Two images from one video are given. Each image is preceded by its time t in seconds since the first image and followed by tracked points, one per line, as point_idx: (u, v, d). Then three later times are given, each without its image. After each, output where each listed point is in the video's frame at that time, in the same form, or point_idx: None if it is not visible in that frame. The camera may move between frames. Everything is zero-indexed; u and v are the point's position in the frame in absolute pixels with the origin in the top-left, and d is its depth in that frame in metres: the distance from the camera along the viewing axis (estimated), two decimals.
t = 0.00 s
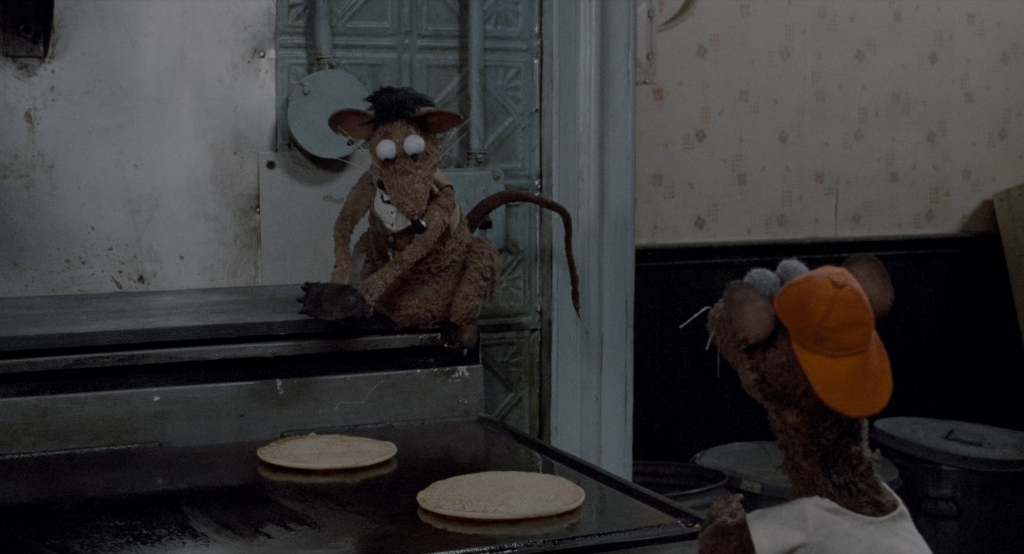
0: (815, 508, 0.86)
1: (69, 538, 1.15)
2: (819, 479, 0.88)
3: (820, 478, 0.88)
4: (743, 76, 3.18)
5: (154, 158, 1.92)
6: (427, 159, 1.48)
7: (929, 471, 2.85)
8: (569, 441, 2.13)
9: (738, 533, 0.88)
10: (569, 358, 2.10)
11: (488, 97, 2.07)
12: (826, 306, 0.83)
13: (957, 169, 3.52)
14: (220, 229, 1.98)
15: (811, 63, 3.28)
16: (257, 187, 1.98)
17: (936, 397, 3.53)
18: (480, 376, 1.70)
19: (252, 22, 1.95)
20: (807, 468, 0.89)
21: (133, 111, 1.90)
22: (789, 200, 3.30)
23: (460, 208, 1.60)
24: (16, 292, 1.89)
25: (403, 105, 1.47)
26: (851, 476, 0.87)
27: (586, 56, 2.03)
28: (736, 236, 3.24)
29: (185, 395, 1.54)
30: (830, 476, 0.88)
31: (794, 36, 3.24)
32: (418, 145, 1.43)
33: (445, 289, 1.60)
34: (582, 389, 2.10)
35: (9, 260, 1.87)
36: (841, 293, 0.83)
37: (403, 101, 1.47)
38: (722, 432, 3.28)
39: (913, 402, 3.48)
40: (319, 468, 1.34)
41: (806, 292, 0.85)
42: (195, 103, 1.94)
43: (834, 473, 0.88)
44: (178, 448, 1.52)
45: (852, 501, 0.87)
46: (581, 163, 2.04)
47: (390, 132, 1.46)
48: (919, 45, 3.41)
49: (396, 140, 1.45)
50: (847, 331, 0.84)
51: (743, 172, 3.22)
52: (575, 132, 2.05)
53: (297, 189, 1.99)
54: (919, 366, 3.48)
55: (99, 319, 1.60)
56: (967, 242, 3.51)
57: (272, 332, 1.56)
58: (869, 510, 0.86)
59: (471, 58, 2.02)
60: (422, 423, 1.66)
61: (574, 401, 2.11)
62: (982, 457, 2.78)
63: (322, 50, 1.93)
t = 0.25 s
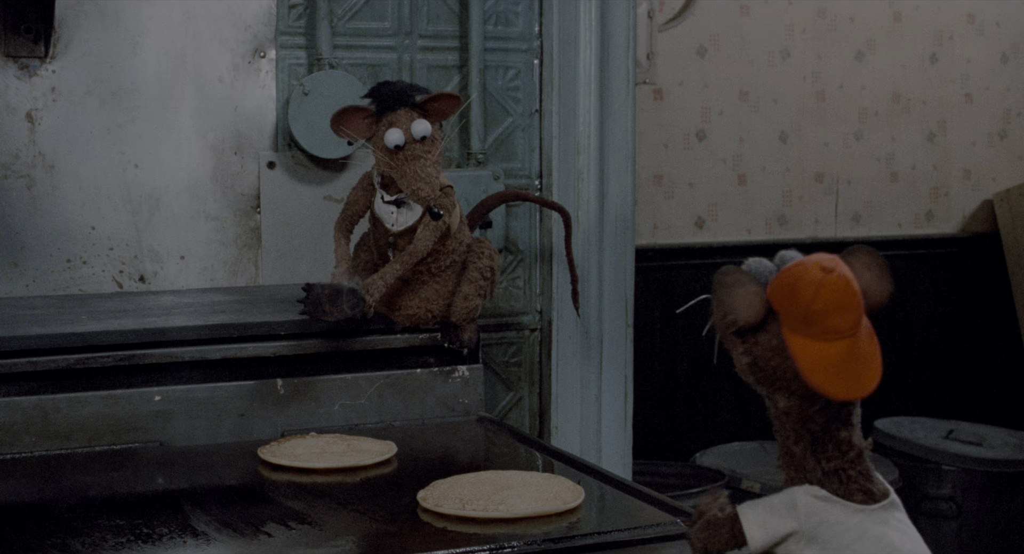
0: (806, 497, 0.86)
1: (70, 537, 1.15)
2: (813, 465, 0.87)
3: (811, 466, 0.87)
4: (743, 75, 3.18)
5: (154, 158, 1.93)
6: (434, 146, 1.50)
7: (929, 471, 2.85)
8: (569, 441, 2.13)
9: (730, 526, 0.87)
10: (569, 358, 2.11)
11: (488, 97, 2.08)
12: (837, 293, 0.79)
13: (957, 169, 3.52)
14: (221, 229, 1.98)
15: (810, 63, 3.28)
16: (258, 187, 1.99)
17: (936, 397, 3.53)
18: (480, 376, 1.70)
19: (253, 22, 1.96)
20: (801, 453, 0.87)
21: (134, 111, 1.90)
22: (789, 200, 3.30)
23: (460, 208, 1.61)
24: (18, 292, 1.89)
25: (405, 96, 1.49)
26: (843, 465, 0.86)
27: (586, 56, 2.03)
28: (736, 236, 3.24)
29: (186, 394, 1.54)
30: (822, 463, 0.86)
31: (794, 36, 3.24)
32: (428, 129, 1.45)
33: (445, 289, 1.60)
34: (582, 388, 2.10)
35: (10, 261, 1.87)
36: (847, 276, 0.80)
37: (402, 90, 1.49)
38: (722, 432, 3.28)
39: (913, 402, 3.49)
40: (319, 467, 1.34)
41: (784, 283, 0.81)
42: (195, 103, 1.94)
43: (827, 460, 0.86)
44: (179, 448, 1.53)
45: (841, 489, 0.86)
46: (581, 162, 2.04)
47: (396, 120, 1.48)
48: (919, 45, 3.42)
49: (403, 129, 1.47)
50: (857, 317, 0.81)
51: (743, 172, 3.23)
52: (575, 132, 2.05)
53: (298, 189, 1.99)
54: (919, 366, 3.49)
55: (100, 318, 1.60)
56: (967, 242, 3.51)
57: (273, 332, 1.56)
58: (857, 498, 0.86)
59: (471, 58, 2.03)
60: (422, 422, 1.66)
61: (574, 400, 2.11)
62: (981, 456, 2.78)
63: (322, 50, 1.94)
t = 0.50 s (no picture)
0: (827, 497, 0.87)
1: (71, 533, 1.16)
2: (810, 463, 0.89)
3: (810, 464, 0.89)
4: (741, 75, 3.19)
5: (154, 158, 1.93)
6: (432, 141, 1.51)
7: (927, 470, 2.85)
8: (568, 439, 2.14)
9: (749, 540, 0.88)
10: (568, 356, 2.12)
11: (487, 97, 2.08)
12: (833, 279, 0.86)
13: (955, 168, 3.52)
14: (220, 228, 1.99)
15: (809, 62, 3.29)
16: (257, 187, 1.99)
17: (934, 395, 3.53)
18: (479, 374, 1.71)
19: (252, 22, 1.96)
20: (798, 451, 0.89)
21: (133, 111, 1.91)
22: (787, 199, 3.31)
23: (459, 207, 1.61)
24: (18, 291, 1.90)
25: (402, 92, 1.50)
26: (847, 461, 0.89)
27: (585, 56, 2.04)
28: (734, 236, 3.25)
29: (186, 392, 1.55)
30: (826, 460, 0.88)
31: (792, 35, 3.25)
32: (427, 125, 1.46)
33: (444, 288, 1.61)
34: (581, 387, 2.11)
35: (11, 260, 1.88)
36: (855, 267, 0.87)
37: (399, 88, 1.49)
38: (721, 431, 3.28)
39: (911, 401, 3.50)
40: (319, 465, 1.35)
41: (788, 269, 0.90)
42: (195, 102, 1.95)
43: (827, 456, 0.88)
44: (179, 445, 1.53)
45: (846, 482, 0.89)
46: (579, 162, 2.05)
47: (395, 119, 1.48)
48: (917, 44, 3.42)
49: (401, 126, 1.48)
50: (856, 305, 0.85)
51: (741, 171, 3.23)
52: (574, 132, 2.06)
53: (297, 188, 2.00)
54: (918, 365, 3.49)
55: (101, 317, 1.61)
56: (965, 241, 3.52)
57: (273, 330, 1.57)
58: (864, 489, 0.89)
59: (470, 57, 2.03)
60: (421, 420, 1.67)
61: (573, 398, 2.12)
62: (978, 455, 2.79)
63: (321, 50, 1.94)
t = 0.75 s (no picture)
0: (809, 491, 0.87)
1: (77, 528, 1.18)
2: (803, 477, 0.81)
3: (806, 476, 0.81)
4: (742, 75, 3.21)
5: (158, 157, 1.95)
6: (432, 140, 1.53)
7: (926, 468, 2.86)
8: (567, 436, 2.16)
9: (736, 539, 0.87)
10: (568, 354, 2.13)
11: (487, 97, 2.10)
12: (798, 293, 0.79)
13: (955, 168, 3.54)
14: (223, 227, 2.01)
15: (809, 63, 3.30)
16: (260, 186, 2.01)
17: (933, 394, 3.55)
18: (479, 371, 1.72)
19: (255, 23, 1.98)
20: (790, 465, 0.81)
21: (137, 111, 1.93)
22: (787, 199, 3.33)
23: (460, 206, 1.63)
24: (23, 288, 1.91)
25: (400, 93, 1.51)
26: (842, 462, 0.80)
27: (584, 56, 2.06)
28: (734, 235, 3.27)
29: (190, 390, 1.56)
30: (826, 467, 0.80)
31: (792, 36, 3.27)
32: (427, 123, 1.48)
33: (445, 286, 1.62)
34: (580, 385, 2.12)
35: (16, 258, 1.90)
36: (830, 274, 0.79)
37: (399, 88, 1.51)
38: (721, 429, 3.30)
39: (910, 400, 3.51)
40: (321, 461, 1.37)
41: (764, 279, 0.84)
42: (198, 103, 1.97)
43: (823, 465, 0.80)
44: (182, 442, 1.55)
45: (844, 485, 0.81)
46: (578, 162, 2.07)
47: (396, 118, 1.50)
48: (917, 44, 3.44)
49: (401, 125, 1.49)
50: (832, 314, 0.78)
51: (741, 171, 3.25)
52: (573, 132, 2.08)
53: (299, 188, 2.02)
54: (917, 363, 3.51)
55: (105, 315, 1.62)
56: (964, 240, 3.53)
57: (275, 328, 1.59)
58: (875, 491, 0.80)
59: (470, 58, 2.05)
60: (422, 417, 1.69)
61: (572, 395, 2.14)
62: (979, 454, 2.80)
63: (324, 51, 1.96)
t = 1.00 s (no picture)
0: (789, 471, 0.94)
1: (89, 517, 1.21)
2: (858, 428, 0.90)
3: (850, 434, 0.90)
4: (743, 76, 3.23)
5: (165, 157, 1.98)
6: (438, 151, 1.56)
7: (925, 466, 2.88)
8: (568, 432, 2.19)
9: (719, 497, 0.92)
10: (569, 352, 2.16)
11: (489, 98, 2.13)
12: (860, 262, 0.90)
13: (955, 168, 3.56)
14: (229, 225, 2.04)
15: (810, 63, 3.33)
16: (265, 185, 2.04)
17: (933, 393, 3.57)
18: (480, 368, 1.74)
19: (261, 25, 2.01)
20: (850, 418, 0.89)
21: (145, 111, 1.96)
22: (788, 199, 3.35)
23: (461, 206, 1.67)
24: (33, 286, 1.94)
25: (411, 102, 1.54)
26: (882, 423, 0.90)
27: (585, 57, 2.08)
28: (736, 234, 3.29)
29: (196, 385, 1.59)
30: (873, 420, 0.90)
31: (793, 36, 3.29)
32: (432, 137, 1.50)
33: (446, 284, 1.67)
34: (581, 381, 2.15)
35: (26, 256, 1.92)
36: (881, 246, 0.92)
37: (407, 97, 1.54)
38: (721, 427, 3.32)
39: (910, 398, 3.53)
40: (326, 453, 1.40)
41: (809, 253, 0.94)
42: (205, 103, 2.00)
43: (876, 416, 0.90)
44: (190, 436, 1.58)
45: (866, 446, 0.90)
46: (580, 162, 2.10)
47: (402, 128, 1.53)
48: (917, 45, 3.46)
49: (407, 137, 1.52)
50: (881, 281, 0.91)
51: (742, 171, 3.28)
52: (573, 132, 2.11)
53: (303, 187, 2.05)
54: (918, 362, 3.53)
55: (114, 311, 1.66)
56: (964, 240, 3.55)
57: (281, 324, 1.62)
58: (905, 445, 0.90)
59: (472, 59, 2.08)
60: (424, 412, 1.71)
61: (574, 392, 2.17)
62: (978, 452, 2.82)
63: (328, 52, 1.99)
